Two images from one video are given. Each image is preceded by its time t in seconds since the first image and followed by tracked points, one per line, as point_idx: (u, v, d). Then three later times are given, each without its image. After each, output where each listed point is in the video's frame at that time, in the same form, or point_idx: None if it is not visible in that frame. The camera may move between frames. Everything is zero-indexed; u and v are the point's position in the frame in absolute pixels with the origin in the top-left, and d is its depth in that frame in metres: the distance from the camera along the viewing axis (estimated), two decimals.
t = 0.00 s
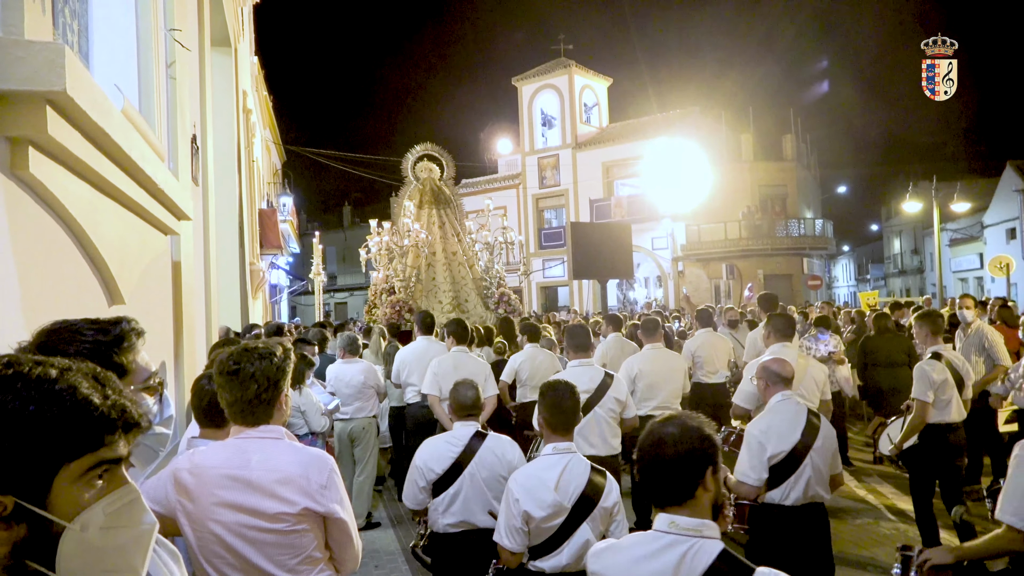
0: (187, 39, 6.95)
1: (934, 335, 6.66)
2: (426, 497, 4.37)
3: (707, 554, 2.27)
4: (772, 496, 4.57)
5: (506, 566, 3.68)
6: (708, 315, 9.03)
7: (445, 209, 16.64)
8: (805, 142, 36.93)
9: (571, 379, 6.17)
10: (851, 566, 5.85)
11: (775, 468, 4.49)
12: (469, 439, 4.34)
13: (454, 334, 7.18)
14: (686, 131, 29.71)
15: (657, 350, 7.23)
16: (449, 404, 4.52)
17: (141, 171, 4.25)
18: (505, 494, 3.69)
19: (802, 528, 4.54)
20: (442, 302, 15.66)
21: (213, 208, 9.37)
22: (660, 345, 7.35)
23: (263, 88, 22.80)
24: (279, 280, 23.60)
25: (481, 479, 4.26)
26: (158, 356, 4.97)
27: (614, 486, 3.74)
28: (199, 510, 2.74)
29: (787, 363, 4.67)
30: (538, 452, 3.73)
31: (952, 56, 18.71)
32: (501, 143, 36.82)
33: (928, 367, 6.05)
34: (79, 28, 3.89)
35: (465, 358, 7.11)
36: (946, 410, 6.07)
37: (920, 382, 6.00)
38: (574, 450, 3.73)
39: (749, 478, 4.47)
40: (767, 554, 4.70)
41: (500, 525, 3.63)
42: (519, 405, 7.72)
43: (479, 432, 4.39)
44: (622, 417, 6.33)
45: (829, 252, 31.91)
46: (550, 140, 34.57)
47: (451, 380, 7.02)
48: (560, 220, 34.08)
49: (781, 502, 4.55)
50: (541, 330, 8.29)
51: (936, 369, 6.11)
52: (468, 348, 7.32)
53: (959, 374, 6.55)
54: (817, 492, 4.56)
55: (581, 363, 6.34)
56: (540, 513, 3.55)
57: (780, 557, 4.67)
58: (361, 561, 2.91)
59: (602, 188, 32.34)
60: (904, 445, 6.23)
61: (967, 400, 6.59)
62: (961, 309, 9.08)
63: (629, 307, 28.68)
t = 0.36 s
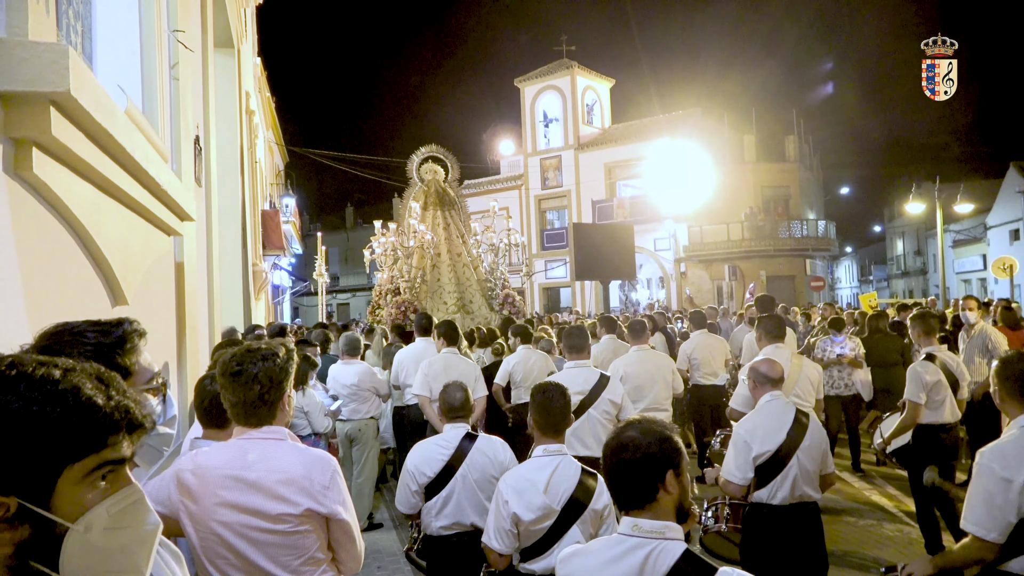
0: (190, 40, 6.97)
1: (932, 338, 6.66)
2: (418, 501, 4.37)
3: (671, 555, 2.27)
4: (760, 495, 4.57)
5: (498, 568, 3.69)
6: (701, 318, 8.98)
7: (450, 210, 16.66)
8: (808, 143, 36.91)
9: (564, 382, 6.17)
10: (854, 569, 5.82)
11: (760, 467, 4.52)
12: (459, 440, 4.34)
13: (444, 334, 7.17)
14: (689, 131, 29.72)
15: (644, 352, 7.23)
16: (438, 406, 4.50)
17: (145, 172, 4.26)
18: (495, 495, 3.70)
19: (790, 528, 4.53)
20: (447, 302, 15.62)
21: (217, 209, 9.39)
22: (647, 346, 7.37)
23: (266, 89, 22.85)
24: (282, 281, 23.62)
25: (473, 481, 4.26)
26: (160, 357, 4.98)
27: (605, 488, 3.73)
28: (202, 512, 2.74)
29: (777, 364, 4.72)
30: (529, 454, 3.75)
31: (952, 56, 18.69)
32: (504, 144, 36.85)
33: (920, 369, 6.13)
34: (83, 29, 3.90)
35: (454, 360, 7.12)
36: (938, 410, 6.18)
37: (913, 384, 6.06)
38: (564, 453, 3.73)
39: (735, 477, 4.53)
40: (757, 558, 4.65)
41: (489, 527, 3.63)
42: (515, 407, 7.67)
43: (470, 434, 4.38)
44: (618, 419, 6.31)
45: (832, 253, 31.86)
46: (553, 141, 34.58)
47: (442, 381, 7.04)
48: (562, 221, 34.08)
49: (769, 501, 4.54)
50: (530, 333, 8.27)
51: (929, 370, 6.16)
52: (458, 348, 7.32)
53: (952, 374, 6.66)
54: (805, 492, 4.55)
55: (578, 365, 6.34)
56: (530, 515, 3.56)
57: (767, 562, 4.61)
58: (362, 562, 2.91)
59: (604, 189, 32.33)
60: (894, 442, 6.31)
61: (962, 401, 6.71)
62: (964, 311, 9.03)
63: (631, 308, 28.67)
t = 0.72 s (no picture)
0: (180, 39, 6.95)
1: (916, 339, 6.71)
2: (415, 500, 4.34)
3: (660, 550, 2.28)
4: (745, 494, 4.60)
5: (486, 568, 3.71)
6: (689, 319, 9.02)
7: (437, 212, 16.65)
8: (798, 145, 37.13)
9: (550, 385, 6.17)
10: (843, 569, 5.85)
11: (747, 466, 4.56)
12: (459, 441, 4.34)
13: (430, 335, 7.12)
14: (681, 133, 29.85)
15: (630, 352, 7.24)
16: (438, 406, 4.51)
17: (135, 171, 4.24)
18: (483, 496, 3.70)
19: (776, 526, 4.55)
20: (436, 302, 15.61)
21: (205, 209, 9.35)
22: (632, 347, 7.39)
23: (257, 89, 22.77)
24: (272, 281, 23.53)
25: (471, 482, 4.26)
26: (149, 357, 4.95)
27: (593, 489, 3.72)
28: (192, 513, 2.73)
29: (763, 364, 4.73)
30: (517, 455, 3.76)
31: (953, 56, 18.87)
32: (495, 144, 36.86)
33: (903, 370, 6.22)
34: (73, 27, 3.88)
35: (441, 361, 7.13)
36: (921, 410, 6.23)
37: (895, 383, 6.14)
38: (553, 453, 3.74)
39: (721, 475, 4.57)
40: (745, 554, 4.64)
41: (478, 528, 3.64)
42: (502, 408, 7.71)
43: (469, 435, 4.38)
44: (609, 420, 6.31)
45: (822, 255, 32.04)
46: (544, 141, 34.60)
47: (429, 382, 7.05)
48: (553, 222, 34.11)
49: (754, 499, 4.57)
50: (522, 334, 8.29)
51: (912, 371, 6.21)
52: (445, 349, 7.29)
53: (935, 374, 6.74)
54: (790, 490, 4.56)
55: (573, 365, 6.35)
56: (517, 516, 3.57)
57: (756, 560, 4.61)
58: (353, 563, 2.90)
59: (595, 190, 32.39)
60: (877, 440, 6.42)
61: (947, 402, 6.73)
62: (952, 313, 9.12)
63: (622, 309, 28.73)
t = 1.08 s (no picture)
0: (180, 38, 6.93)
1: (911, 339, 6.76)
2: (438, 494, 4.34)
3: (686, 545, 2.40)
4: (748, 494, 4.58)
5: (485, 568, 3.68)
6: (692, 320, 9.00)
7: (436, 212, 16.62)
8: (797, 147, 37.15)
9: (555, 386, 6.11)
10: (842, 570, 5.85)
11: (751, 466, 4.52)
12: (485, 439, 4.32)
13: (433, 336, 7.08)
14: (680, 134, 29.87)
15: (634, 353, 7.24)
16: (466, 403, 4.48)
17: (135, 169, 4.23)
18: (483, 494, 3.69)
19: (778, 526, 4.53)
20: (433, 303, 15.64)
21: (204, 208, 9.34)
22: (636, 347, 7.37)
23: (256, 88, 22.76)
24: (270, 281, 23.53)
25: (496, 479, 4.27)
26: (147, 356, 4.93)
27: (593, 491, 3.71)
28: (191, 513, 2.72)
29: (764, 365, 4.73)
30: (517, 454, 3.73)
31: (952, 56, 18.87)
32: (494, 145, 36.87)
33: (898, 368, 6.23)
34: (72, 25, 3.86)
35: (443, 361, 7.13)
36: (916, 409, 6.23)
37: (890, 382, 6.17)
38: (553, 453, 3.71)
39: (725, 475, 4.49)
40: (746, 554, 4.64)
41: (476, 527, 3.62)
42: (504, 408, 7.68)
43: (495, 433, 4.37)
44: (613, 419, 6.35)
45: (820, 257, 32.06)
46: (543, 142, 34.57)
47: (433, 382, 7.03)
48: (552, 222, 34.11)
49: (757, 498, 4.56)
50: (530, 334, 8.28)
51: (907, 370, 6.24)
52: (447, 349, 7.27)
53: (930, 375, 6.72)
54: (792, 489, 4.57)
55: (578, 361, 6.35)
56: (514, 515, 3.56)
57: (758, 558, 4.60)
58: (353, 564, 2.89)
59: (594, 191, 32.38)
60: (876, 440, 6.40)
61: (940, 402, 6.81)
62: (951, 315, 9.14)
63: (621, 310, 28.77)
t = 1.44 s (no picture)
0: (179, 38, 6.93)
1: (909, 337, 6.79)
2: (457, 486, 4.46)
3: (702, 539, 2.47)
4: (751, 490, 4.58)
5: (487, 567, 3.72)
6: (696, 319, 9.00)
7: (437, 213, 16.62)
8: (796, 147, 37.20)
9: (562, 381, 6.15)
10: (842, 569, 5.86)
11: (755, 463, 4.52)
12: (505, 438, 4.42)
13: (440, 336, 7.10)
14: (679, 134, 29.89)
15: (640, 352, 7.20)
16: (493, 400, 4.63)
17: (135, 170, 4.23)
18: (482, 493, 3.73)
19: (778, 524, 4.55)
20: (433, 303, 15.65)
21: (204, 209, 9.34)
22: (643, 347, 7.34)
23: (255, 89, 22.76)
24: (269, 282, 23.50)
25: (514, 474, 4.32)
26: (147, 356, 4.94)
27: (591, 492, 3.71)
28: (190, 514, 2.72)
29: (763, 364, 4.75)
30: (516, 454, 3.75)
31: (952, 56, 18.90)
32: (493, 145, 36.92)
33: (896, 363, 6.38)
34: (70, 26, 3.86)
35: (451, 360, 7.15)
36: (913, 403, 6.33)
37: (889, 376, 6.29)
38: (551, 453, 3.71)
39: (730, 473, 4.48)
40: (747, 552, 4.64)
41: (476, 525, 3.69)
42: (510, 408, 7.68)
43: (517, 432, 4.46)
44: (618, 415, 6.37)
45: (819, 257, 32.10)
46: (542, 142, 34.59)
47: (443, 382, 7.05)
48: (551, 223, 34.13)
49: (760, 495, 4.56)
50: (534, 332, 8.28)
51: (904, 364, 6.38)
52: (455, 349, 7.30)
53: (927, 372, 6.75)
54: (792, 485, 4.60)
55: (585, 357, 6.38)
56: (511, 512, 3.58)
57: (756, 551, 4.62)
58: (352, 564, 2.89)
59: (594, 191, 32.39)
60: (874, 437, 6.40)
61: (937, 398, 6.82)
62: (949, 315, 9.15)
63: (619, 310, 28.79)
